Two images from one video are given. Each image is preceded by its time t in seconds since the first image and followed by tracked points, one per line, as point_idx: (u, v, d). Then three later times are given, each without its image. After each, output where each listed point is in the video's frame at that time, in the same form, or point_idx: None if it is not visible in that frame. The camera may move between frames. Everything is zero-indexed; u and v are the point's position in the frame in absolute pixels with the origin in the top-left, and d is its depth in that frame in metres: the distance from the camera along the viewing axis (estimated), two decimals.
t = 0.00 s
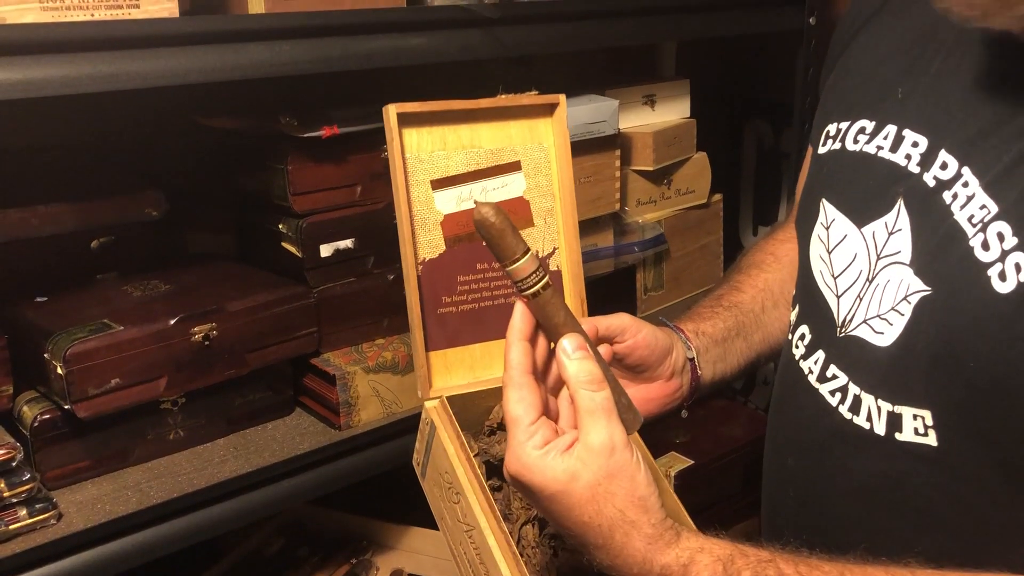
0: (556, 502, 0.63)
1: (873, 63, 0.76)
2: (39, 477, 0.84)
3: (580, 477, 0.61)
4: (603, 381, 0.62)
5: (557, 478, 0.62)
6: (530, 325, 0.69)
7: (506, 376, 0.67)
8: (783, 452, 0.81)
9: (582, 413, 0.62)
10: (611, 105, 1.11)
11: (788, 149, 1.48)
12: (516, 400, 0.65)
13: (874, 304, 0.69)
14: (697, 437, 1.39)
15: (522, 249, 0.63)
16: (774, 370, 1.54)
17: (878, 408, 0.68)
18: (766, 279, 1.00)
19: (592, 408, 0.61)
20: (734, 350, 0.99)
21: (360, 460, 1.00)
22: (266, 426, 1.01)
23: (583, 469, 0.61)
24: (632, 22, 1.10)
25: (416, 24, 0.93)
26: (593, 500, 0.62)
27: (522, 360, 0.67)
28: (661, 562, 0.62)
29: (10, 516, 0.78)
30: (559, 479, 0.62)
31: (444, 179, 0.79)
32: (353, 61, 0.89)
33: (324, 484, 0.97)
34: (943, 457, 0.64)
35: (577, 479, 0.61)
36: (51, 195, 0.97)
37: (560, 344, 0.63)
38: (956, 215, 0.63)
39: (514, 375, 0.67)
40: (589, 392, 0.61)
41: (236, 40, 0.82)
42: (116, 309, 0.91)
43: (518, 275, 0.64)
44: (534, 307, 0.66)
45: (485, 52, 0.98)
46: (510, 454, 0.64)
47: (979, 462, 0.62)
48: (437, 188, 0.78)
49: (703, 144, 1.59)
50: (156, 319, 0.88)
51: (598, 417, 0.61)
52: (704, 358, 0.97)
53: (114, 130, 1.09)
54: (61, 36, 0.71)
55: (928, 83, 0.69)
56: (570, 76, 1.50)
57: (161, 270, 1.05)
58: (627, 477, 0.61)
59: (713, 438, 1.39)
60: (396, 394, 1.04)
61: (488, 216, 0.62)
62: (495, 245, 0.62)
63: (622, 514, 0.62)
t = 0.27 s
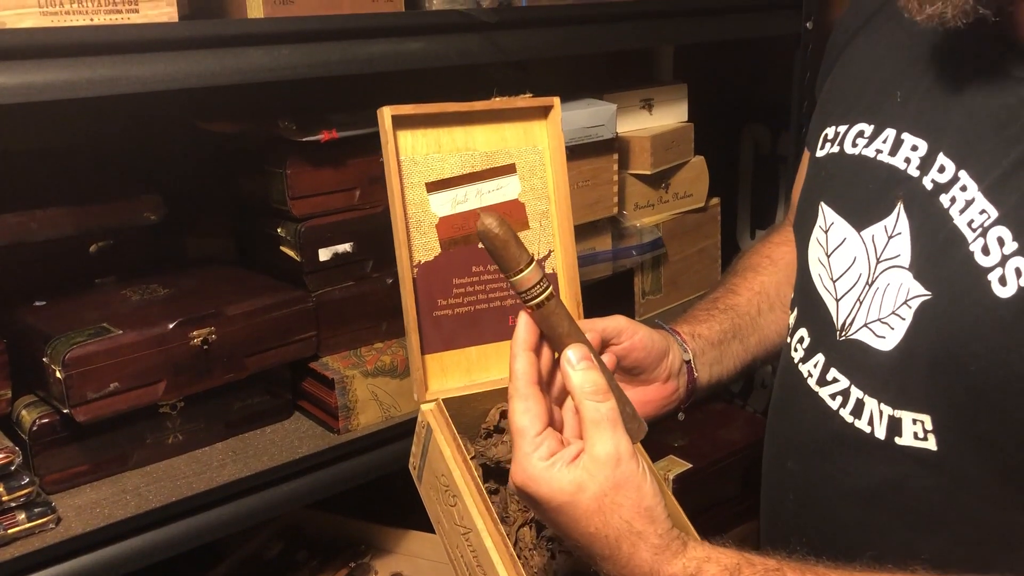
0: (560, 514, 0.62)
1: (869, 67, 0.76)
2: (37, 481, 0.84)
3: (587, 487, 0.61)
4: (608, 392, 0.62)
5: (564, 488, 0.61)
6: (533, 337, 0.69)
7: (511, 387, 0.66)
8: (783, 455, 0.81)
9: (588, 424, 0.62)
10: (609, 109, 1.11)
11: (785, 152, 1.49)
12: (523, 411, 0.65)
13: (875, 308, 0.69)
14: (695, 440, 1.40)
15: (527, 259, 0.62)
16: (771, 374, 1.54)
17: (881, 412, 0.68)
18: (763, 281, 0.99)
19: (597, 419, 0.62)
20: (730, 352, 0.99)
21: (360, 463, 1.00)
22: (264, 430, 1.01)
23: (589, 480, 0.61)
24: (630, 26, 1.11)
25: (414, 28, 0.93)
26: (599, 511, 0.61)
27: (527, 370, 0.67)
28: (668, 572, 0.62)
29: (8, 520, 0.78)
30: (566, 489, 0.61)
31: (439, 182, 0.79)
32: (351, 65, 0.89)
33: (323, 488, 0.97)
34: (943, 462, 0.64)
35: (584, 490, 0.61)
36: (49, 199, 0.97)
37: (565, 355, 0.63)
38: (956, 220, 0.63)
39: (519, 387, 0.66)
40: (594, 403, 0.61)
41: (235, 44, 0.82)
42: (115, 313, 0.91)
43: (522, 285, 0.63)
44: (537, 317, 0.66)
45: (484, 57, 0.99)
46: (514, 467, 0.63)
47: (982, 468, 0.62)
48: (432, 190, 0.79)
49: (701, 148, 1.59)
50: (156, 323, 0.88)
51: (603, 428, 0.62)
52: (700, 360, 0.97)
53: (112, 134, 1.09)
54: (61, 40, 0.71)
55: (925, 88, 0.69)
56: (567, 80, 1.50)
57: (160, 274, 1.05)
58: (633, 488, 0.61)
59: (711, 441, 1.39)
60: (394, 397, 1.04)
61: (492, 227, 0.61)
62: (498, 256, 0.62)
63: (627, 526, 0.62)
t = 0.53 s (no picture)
0: (610, 502, 0.49)
1: (868, 68, 0.76)
2: (35, 484, 0.84)
3: (645, 469, 0.47)
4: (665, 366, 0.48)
5: (619, 469, 0.47)
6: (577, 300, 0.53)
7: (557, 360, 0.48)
8: (783, 457, 0.81)
9: (643, 399, 0.48)
10: (607, 112, 1.11)
11: (783, 155, 1.49)
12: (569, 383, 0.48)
13: (869, 308, 0.69)
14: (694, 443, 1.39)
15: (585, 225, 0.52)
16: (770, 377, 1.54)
17: (879, 414, 0.68)
18: (763, 279, 0.97)
19: (656, 391, 0.48)
20: (729, 350, 0.96)
21: (358, 465, 1.00)
22: (261, 433, 1.01)
23: (649, 460, 0.47)
24: (627, 30, 1.11)
25: (412, 31, 0.93)
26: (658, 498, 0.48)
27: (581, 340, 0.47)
28: (725, 562, 0.50)
29: (5, 523, 0.79)
30: (620, 471, 0.47)
31: (438, 175, 0.86)
32: (349, 68, 0.89)
33: (320, 490, 0.97)
34: (940, 465, 0.64)
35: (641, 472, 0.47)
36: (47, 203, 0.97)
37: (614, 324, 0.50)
38: (953, 222, 0.63)
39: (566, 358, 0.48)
40: (650, 375, 0.48)
41: (233, 48, 0.82)
42: (112, 316, 0.91)
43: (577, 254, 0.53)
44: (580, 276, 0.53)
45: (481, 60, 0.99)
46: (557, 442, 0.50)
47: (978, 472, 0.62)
48: (432, 182, 0.85)
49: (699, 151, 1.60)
50: (154, 326, 0.88)
51: (663, 401, 0.48)
52: (698, 356, 0.93)
53: (110, 137, 1.09)
54: (59, 44, 0.71)
55: (923, 88, 0.69)
56: (566, 84, 1.50)
57: (158, 277, 1.05)
58: (700, 472, 0.48)
59: (710, 444, 1.39)
60: (392, 400, 1.03)
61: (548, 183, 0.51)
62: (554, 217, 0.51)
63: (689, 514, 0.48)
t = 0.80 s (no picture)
0: (618, 520, 0.58)
1: (865, 69, 0.76)
2: (31, 486, 0.84)
3: (648, 488, 0.57)
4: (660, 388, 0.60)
5: (624, 490, 0.57)
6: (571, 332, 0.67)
7: (556, 383, 0.62)
8: (783, 463, 0.81)
9: (643, 421, 0.59)
10: (604, 114, 1.11)
11: (781, 157, 1.49)
12: (571, 408, 0.60)
13: (866, 311, 0.69)
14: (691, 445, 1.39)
15: (568, 250, 0.60)
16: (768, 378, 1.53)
17: (881, 418, 0.68)
18: (758, 282, 0.98)
19: (652, 414, 0.59)
20: (723, 354, 0.95)
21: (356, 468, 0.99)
22: (258, 436, 1.01)
23: (651, 480, 0.58)
24: (625, 31, 1.11)
25: (409, 33, 0.92)
26: (664, 512, 0.57)
27: (571, 365, 0.63)
28: None
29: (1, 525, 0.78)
30: (627, 491, 0.57)
31: (429, 179, 0.79)
32: (347, 70, 0.89)
33: (318, 493, 0.97)
34: (943, 470, 0.64)
35: (645, 489, 0.57)
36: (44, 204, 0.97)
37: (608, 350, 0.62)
38: (952, 224, 0.63)
39: (564, 382, 0.62)
40: (647, 398, 0.59)
41: (230, 49, 0.82)
42: (109, 318, 0.91)
43: (564, 277, 0.61)
44: (579, 310, 0.64)
45: (479, 61, 0.99)
46: (565, 469, 0.60)
47: (980, 475, 0.62)
48: (423, 187, 0.79)
49: (697, 153, 1.60)
50: (150, 327, 0.88)
51: (661, 422, 0.59)
52: (692, 359, 0.92)
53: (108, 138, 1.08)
54: (56, 45, 0.71)
55: (919, 89, 0.69)
56: (564, 86, 1.50)
57: (155, 279, 1.05)
58: (695, 487, 0.58)
59: (708, 446, 1.39)
60: (390, 402, 1.03)
61: (531, 215, 0.57)
62: (539, 245, 0.58)
63: (694, 530, 0.58)
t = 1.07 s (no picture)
0: (616, 545, 0.60)
1: (862, 73, 0.76)
2: (29, 487, 0.84)
3: (644, 513, 0.59)
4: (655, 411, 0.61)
5: (621, 516, 0.59)
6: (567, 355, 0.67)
7: (553, 410, 0.63)
8: (782, 466, 0.81)
9: (638, 446, 0.60)
10: (603, 114, 1.11)
11: (780, 158, 1.49)
12: (568, 435, 0.62)
13: (864, 316, 0.69)
14: (690, 446, 1.39)
15: (560, 274, 0.60)
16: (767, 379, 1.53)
17: (880, 424, 0.68)
18: (753, 287, 0.97)
19: (647, 439, 0.60)
20: (721, 359, 0.95)
21: (353, 470, 0.99)
22: (257, 437, 1.01)
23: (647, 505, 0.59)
24: (624, 32, 1.11)
25: (408, 34, 0.92)
26: (660, 537, 0.59)
27: (569, 390, 0.64)
28: None
29: None
30: (623, 517, 0.59)
31: (424, 187, 0.80)
32: (345, 71, 0.89)
33: (317, 495, 0.97)
34: (942, 475, 0.64)
35: (642, 516, 0.59)
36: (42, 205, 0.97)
37: (602, 373, 0.62)
38: (949, 229, 0.63)
39: (562, 408, 0.63)
40: (642, 422, 0.60)
41: (229, 50, 0.82)
42: (107, 319, 0.91)
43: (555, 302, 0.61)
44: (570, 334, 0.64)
45: (477, 62, 0.98)
46: (562, 495, 0.61)
47: (979, 478, 0.62)
48: (417, 196, 0.79)
49: (696, 154, 1.59)
50: (149, 329, 0.88)
51: (655, 446, 0.60)
52: (690, 366, 0.92)
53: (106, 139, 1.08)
54: (54, 46, 0.71)
55: (916, 92, 0.69)
56: (563, 87, 1.50)
57: (154, 279, 1.05)
58: (691, 510, 0.60)
59: (706, 447, 1.39)
60: (388, 403, 1.03)
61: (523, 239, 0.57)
62: (532, 270, 0.58)
63: (692, 553, 0.59)
